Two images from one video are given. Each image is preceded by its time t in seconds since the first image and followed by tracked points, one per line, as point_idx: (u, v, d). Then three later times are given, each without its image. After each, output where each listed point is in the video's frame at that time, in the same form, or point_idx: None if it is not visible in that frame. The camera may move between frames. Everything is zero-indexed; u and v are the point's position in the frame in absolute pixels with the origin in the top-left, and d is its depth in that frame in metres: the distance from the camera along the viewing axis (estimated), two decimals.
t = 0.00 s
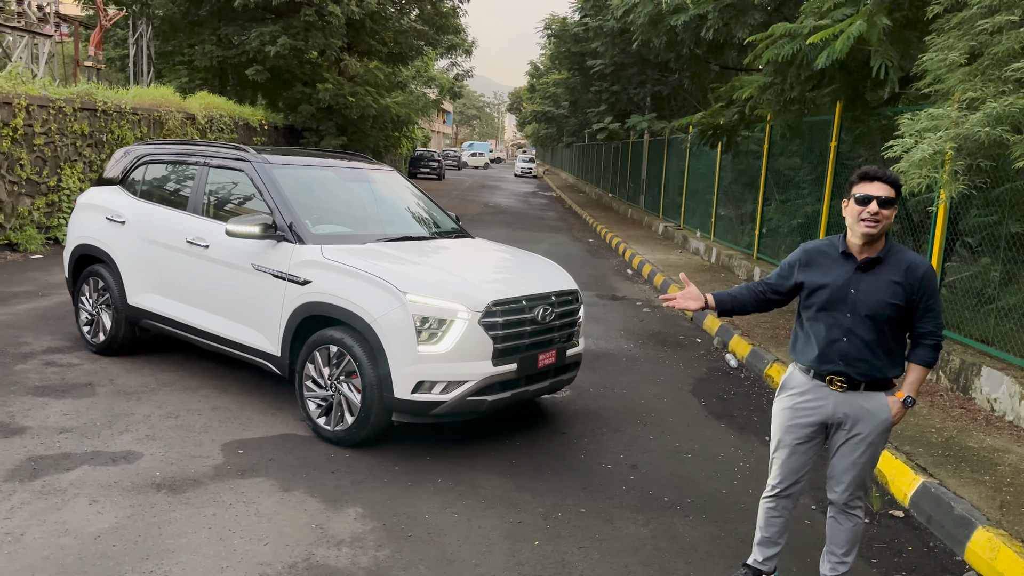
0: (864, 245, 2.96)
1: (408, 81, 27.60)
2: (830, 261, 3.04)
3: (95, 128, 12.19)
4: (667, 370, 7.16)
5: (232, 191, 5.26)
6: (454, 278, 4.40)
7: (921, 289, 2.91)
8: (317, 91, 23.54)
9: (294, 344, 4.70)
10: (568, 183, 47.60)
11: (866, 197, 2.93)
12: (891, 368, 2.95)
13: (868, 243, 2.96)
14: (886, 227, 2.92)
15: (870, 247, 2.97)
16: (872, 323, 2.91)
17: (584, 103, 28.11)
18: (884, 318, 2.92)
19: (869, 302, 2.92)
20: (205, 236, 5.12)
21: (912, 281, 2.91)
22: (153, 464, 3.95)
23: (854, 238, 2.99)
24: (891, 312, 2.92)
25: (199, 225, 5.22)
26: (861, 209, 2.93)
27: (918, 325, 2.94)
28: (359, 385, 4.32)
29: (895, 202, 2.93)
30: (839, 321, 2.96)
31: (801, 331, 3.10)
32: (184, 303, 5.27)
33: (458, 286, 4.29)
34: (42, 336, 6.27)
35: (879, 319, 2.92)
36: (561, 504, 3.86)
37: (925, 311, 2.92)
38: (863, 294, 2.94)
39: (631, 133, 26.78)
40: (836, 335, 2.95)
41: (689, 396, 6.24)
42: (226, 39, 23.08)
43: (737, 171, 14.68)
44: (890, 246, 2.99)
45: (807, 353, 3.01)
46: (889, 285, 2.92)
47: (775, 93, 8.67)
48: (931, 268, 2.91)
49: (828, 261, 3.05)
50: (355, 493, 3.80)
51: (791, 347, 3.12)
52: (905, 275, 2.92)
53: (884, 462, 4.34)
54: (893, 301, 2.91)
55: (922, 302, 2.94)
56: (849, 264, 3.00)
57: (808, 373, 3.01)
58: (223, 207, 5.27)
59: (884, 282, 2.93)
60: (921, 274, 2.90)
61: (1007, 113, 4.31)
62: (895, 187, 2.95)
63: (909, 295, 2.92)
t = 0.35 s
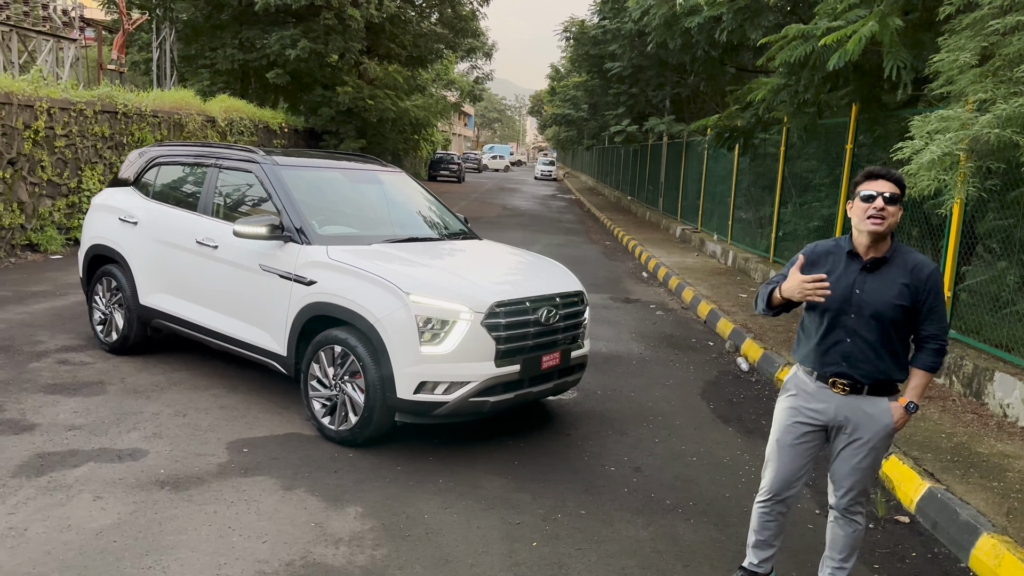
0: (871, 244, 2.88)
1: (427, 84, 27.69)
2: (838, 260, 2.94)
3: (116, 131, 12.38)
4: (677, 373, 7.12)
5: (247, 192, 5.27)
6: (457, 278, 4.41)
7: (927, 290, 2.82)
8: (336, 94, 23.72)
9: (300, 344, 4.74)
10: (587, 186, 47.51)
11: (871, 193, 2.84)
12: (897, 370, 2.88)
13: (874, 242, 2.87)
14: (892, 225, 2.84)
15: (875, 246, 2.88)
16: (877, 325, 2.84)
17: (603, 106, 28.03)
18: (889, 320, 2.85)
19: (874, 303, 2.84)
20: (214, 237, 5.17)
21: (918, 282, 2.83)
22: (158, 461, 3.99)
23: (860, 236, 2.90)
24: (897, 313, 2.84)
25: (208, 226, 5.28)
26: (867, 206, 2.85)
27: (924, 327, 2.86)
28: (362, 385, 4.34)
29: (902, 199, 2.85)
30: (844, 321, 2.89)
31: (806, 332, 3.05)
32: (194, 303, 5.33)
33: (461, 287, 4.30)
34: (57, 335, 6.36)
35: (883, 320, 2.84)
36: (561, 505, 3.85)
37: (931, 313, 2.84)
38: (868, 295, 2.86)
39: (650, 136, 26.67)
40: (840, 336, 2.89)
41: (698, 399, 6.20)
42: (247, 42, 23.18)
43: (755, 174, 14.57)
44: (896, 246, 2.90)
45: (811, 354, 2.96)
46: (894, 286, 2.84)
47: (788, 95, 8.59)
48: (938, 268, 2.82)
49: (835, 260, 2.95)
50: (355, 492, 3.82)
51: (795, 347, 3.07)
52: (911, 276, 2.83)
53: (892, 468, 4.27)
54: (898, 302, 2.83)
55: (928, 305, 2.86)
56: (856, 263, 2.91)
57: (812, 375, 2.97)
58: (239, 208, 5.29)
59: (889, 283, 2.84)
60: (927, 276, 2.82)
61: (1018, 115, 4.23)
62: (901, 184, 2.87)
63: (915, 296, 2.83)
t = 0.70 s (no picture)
0: (876, 246, 2.79)
1: (446, 85, 27.71)
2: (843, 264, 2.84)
3: (135, 132, 12.50)
4: (689, 376, 7.03)
5: (262, 192, 5.23)
6: (462, 279, 4.38)
7: (934, 291, 2.76)
8: (355, 96, 23.80)
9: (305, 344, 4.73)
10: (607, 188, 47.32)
11: (872, 193, 2.75)
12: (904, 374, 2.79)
13: (877, 244, 2.80)
14: (896, 225, 2.75)
15: (879, 248, 2.81)
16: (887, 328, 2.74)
17: (622, 107, 27.86)
18: (898, 323, 2.75)
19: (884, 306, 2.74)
20: (222, 237, 5.19)
21: (925, 284, 2.76)
22: (162, 460, 4.00)
23: (863, 238, 2.81)
24: (906, 316, 2.75)
25: (217, 226, 5.29)
26: (870, 206, 2.75)
27: (931, 330, 2.80)
28: (366, 387, 4.32)
29: (905, 198, 2.76)
30: (853, 325, 2.77)
31: (810, 337, 2.90)
32: (202, 303, 5.35)
33: (466, 288, 4.26)
34: (70, 333, 6.41)
35: (893, 323, 2.75)
36: (564, 509, 3.80)
37: (938, 315, 2.78)
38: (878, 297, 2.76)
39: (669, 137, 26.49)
40: (850, 341, 2.76)
41: (709, 403, 6.12)
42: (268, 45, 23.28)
43: (774, 175, 14.40)
44: (899, 246, 2.84)
45: (818, 359, 2.82)
46: (904, 288, 2.75)
47: (805, 95, 8.46)
48: (943, 269, 2.77)
49: (840, 262, 2.85)
50: (356, 494, 3.79)
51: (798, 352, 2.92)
52: (918, 278, 2.76)
53: (905, 475, 4.17)
54: (907, 305, 2.75)
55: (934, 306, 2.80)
56: (861, 265, 2.81)
57: (818, 381, 2.83)
58: (252, 209, 5.26)
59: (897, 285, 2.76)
60: (935, 276, 2.75)
61: None
62: (902, 182, 2.78)
63: (922, 298, 2.76)
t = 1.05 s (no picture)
0: (855, 246, 2.71)
1: (464, 87, 27.69)
2: (826, 266, 2.74)
3: (152, 133, 12.58)
4: (702, 380, 6.92)
5: (274, 194, 5.17)
6: (466, 281, 4.32)
7: (917, 288, 2.70)
8: (373, 98, 23.84)
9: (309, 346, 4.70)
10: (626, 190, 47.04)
11: (845, 193, 2.67)
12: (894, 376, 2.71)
13: (856, 244, 2.71)
14: (873, 224, 2.67)
15: (858, 248, 2.73)
16: (877, 330, 2.65)
17: (641, 108, 27.64)
18: (887, 323, 2.66)
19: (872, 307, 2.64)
20: (228, 237, 5.17)
21: (908, 281, 2.69)
22: (163, 462, 3.97)
23: (841, 239, 2.73)
24: (894, 316, 2.67)
25: (223, 226, 5.28)
26: (845, 206, 2.67)
27: (917, 328, 2.73)
28: (369, 389, 4.27)
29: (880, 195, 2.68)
30: (842, 329, 2.66)
31: (796, 344, 2.78)
32: (208, 303, 5.33)
33: (469, 290, 4.20)
34: (80, 334, 6.42)
35: (882, 324, 2.65)
36: (567, 516, 3.72)
37: (922, 313, 2.72)
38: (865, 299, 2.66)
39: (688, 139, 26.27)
40: (840, 346, 2.65)
41: (721, 408, 6.00)
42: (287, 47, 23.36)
43: (793, 176, 14.21)
44: (877, 244, 2.76)
45: (808, 367, 2.70)
46: (889, 287, 2.67)
47: (823, 95, 8.31)
48: (923, 264, 2.72)
49: (821, 265, 2.75)
50: (356, 498, 3.74)
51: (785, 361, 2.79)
52: (902, 276, 2.69)
53: (920, 484, 4.04)
54: (894, 304, 2.67)
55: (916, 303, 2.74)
56: (844, 267, 2.72)
57: (809, 390, 2.71)
58: (266, 209, 5.19)
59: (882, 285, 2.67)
60: (918, 273, 2.70)
61: None
62: (877, 179, 2.70)
63: (907, 296, 2.70)
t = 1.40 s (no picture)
0: (830, 245, 2.61)
1: (482, 89, 27.68)
2: (800, 267, 2.63)
3: (170, 135, 12.67)
4: (715, 385, 6.82)
5: (284, 196, 5.12)
6: (473, 283, 4.26)
7: (896, 285, 2.61)
8: (391, 100, 23.90)
9: (316, 347, 4.67)
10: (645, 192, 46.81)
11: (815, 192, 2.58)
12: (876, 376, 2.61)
13: (830, 243, 2.61)
14: (847, 222, 2.57)
15: (832, 246, 2.63)
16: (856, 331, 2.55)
17: (659, 110, 27.44)
18: (867, 323, 2.56)
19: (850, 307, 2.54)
20: (237, 239, 5.16)
21: (886, 278, 2.60)
22: (167, 464, 3.96)
23: (814, 239, 2.63)
24: (875, 315, 2.57)
25: (233, 228, 5.28)
26: (816, 205, 2.57)
27: (898, 325, 2.64)
28: (374, 392, 4.23)
29: (853, 193, 2.59)
30: (821, 332, 2.55)
31: (773, 349, 2.66)
32: (217, 305, 5.33)
33: (476, 293, 4.15)
34: (92, 334, 6.44)
35: (862, 325, 2.55)
36: (572, 523, 3.66)
37: (902, 310, 2.63)
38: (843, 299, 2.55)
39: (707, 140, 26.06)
40: (819, 349, 2.55)
41: (734, 412, 5.90)
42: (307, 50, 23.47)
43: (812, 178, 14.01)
44: (852, 242, 2.66)
45: (788, 372, 2.59)
46: (867, 285, 2.58)
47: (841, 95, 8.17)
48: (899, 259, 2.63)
49: (795, 267, 2.64)
50: (358, 502, 3.70)
51: (764, 366, 2.68)
52: (879, 273, 2.59)
53: (937, 493, 3.92)
54: (874, 304, 2.57)
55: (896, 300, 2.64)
56: (819, 269, 2.61)
57: (791, 395, 2.60)
58: (280, 211, 5.12)
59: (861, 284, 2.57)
60: (896, 268, 2.60)
61: None
62: (848, 176, 2.60)
63: (885, 293, 2.60)
